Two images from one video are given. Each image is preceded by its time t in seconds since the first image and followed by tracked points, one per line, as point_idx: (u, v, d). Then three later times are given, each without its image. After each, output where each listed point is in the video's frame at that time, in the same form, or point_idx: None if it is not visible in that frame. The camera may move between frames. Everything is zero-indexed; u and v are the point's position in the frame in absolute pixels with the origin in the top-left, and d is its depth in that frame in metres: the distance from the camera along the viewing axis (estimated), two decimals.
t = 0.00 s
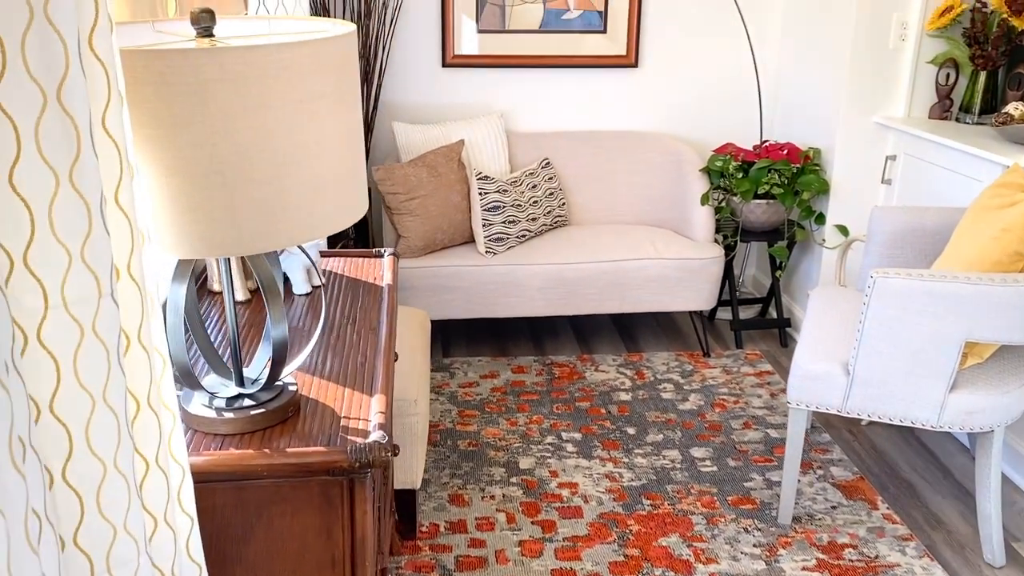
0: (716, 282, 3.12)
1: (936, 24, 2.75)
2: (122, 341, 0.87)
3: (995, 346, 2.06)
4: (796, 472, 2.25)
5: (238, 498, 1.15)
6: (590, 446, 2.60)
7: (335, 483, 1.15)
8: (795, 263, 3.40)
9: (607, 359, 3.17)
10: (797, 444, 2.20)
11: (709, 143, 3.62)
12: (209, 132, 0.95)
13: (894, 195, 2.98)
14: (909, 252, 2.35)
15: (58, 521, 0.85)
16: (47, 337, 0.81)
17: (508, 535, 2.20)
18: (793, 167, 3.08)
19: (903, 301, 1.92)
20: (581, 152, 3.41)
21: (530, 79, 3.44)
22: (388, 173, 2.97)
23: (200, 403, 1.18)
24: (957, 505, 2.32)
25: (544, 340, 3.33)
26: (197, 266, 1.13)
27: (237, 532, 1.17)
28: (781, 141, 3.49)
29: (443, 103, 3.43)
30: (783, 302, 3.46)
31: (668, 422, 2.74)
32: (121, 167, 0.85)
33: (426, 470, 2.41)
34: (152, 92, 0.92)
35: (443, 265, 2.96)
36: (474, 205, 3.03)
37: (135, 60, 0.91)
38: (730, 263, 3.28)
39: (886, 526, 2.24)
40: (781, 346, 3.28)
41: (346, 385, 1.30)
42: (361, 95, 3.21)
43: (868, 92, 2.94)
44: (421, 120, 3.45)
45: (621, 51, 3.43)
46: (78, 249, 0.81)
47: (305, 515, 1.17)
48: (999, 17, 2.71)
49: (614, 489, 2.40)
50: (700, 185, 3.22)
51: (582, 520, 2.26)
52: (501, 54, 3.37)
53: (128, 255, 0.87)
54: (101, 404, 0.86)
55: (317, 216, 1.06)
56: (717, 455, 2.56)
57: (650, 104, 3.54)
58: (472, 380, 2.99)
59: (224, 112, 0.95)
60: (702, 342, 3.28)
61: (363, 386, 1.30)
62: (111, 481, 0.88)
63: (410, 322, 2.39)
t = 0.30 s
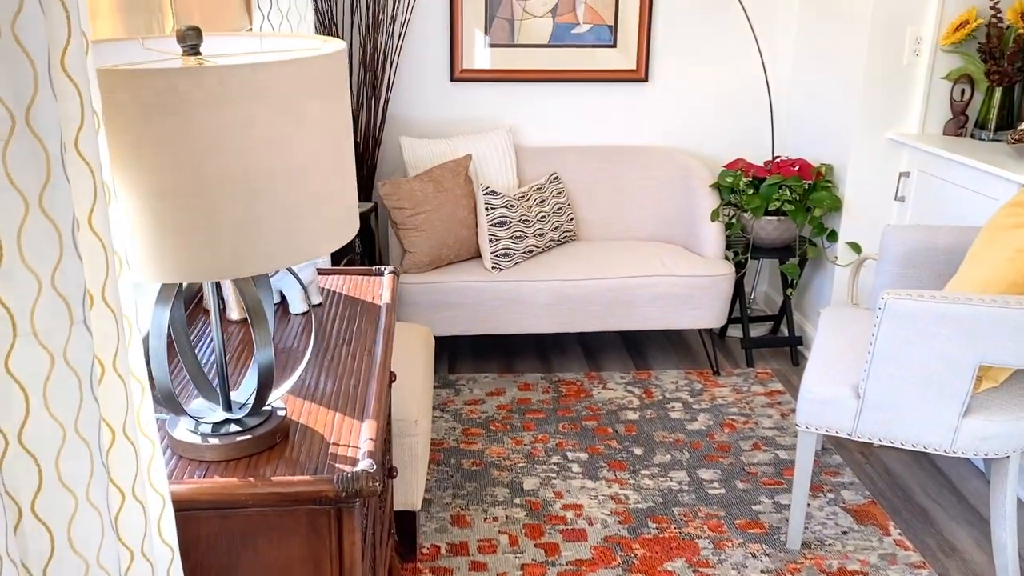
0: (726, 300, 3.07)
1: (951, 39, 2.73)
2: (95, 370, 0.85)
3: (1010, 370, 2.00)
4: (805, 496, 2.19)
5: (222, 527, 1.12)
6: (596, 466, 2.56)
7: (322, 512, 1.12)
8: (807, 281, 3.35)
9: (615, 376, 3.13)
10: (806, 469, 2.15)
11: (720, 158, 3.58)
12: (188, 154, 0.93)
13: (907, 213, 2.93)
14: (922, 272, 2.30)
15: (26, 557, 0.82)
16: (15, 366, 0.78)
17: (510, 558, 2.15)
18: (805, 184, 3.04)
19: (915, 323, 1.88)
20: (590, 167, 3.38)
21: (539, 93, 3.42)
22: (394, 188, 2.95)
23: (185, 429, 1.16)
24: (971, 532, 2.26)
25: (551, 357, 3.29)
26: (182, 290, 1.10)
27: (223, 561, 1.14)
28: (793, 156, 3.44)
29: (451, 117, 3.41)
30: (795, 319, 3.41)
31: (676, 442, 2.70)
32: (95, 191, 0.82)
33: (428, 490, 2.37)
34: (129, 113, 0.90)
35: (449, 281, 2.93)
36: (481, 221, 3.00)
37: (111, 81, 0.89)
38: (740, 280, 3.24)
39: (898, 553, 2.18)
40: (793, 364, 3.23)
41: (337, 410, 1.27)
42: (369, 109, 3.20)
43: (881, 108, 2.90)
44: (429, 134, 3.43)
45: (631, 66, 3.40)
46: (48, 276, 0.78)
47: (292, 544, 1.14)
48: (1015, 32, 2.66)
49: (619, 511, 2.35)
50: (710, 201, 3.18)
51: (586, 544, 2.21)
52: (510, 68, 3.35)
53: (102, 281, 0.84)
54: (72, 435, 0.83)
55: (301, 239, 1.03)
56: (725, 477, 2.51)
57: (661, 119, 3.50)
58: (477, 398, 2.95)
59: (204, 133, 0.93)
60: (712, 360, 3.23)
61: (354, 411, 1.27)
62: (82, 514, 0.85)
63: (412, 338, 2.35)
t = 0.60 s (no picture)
0: (738, 315, 3.03)
1: (968, 52, 2.69)
2: (77, 394, 0.82)
3: None
4: (817, 518, 2.15)
5: (213, 551, 1.09)
6: (605, 484, 2.52)
7: (315, 536, 1.09)
8: (821, 296, 3.30)
9: (626, 392, 3.09)
10: (818, 489, 2.11)
11: (733, 170, 3.54)
12: (177, 172, 0.90)
13: (924, 227, 2.90)
14: (938, 289, 2.25)
15: None
16: None
17: None
18: (819, 198, 2.99)
19: (930, 343, 1.83)
20: (602, 179, 3.35)
21: (551, 105, 3.39)
22: (403, 200, 2.92)
23: (178, 450, 1.14)
24: (988, 556, 2.20)
25: (561, 371, 3.26)
26: (174, 308, 1.07)
27: None
28: (808, 170, 3.40)
29: (461, 129, 3.40)
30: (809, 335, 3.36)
31: (686, 460, 2.65)
32: (78, 211, 0.80)
33: (434, 507, 2.34)
34: (117, 131, 0.87)
35: (458, 294, 2.91)
36: (491, 234, 2.98)
37: (97, 97, 0.86)
38: (753, 295, 3.19)
39: None
40: (806, 381, 3.18)
41: (333, 430, 1.24)
42: (379, 121, 3.18)
43: (898, 121, 2.86)
44: (440, 145, 3.41)
45: (644, 77, 3.37)
46: (27, 296, 0.76)
47: (285, 569, 1.11)
48: None
49: (627, 530, 2.31)
50: (723, 215, 3.14)
51: (593, 564, 2.17)
52: (522, 80, 3.33)
53: (84, 302, 0.82)
54: (51, 459, 0.81)
55: (296, 258, 1.00)
56: (736, 496, 2.47)
57: (673, 131, 3.47)
58: (486, 412, 2.92)
59: (195, 149, 0.90)
60: (724, 376, 3.18)
61: (350, 432, 1.24)
62: (63, 540, 0.82)
63: (419, 352, 2.33)
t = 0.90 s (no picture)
0: (751, 329, 2.99)
1: (985, 64, 2.66)
2: (62, 415, 0.80)
3: None
4: (829, 538, 2.10)
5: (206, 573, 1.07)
6: (614, 500, 2.49)
7: (310, 559, 1.06)
8: (836, 310, 3.26)
9: (636, 406, 3.05)
10: (831, 509, 2.07)
11: (747, 183, 3.51)
12: (169, 189, 0.88)
13: (941, 242, 2.87)
14: (954, 306, 2.21)
15: None
16: None
17: None
18: (834, 211, 2.95)
19: (945, 361, 1.79)
20: (613, 191, 3.33)
21: (562, 116, 3.38)
22: (413, 211, 2.90)
23: (173, 468, 1.12)
24: None
25: (571, 384, 3.23)
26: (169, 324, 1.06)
27: None
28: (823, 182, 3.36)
29: (473, 140, 3.38)
30: (823, 349, 3.31)
31: (697, 477, 2.62)
32: (65, 229, 0.78)
33: (440, 522, 2.31)
34: (107, 147, 0.86)
35: (467, 306, 2.89)
36: (501, 246, 2.96)
37: (88, 114, 0.85)
38: (766, 309, 3.15)
39: None
40: (820, 397, 3.13)
41: (331, 449, 1.22)
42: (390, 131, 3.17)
43: (914, 134, 2.82)
44: (451, 156, 3.40)
45: (657, 88, 3.35)
46: (10, 316, 0.73)
47: None
48: None
49: (636, 548, 2.28)
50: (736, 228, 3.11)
51: None
52: (534, 91, 3.32)
53: (71, 322, 0.80)
54: (35, 483, 0.78)
55: (291, 273, 0.99)
56: (747, 514, 2.43)
57: (686, 143, 3.44)
58: (494, 426, 2.90)
59: (186, 164, 0.88)
60: (737, 391, 3.14)
61: (349, 451, 1.22)
62: (46, 564, 0.79)
63: (426, 364, 2.30)
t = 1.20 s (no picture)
0: (761, 343, 2.95)
1: (1000, 76, 2.60)
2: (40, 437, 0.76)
3: None
4: (837, 558, 2.06)
5: None
6: (619, 516, 2.46)
7: None
8: (847, 324, 3.22)
9: (644, 420, 3.02)
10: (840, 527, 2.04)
11: (757, 195, 3.47)
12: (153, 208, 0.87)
13: (953, 255, 2.81)
14: (966, 322, 2.17)
15: None
16: None
17: None
18: (845, 224, 2.92)
19: (955, 380, 1.76)
20: (622, 202, 3.30)
21: (571, 127, 3.36)
22: (419, 222, 2.89)
23: (161, 488, 1.10)
24: None
25: (578, 397, 3.20)
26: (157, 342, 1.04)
27: None
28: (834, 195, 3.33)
29: (481, 150, 3.37)
30: (834, 363, 3.27)
31: (704, 493, 2.58)
32: (42, 249, 0.76)
33: (442, 537, 2.29)
34: (90, 166, 0.84)
35: (473, 318, 2.87)
36: (507, 257, 2.94)
37: (69, 132, 0.83)
38: (776, 322, 3.12)
39: None
40: (831, 412, 3.09)
41: (324, 468, 1.20)
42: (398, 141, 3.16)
43: (927, 147, 2.78)
44: (459, 167, 3.39)
45: (666, 99, 3.32)
46: None
47: None
48: None
49: (641, 566, 2.24)
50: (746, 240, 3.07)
51: None
52: (542, 102, 3.30)
53: (49, 343, 0.78)
54: (11, 508, 0.74)
55: (281, 292, 0.97)
56: (754, 531, 2.39)
57: (696, 154, 3.42)
58: (500, 439, 2.87)
59: (169, 183, 0.86)
60: (746, 405, 3.10)
61: (342, 470, 1.20)
62: None
63: (430, 377, 2.28)
